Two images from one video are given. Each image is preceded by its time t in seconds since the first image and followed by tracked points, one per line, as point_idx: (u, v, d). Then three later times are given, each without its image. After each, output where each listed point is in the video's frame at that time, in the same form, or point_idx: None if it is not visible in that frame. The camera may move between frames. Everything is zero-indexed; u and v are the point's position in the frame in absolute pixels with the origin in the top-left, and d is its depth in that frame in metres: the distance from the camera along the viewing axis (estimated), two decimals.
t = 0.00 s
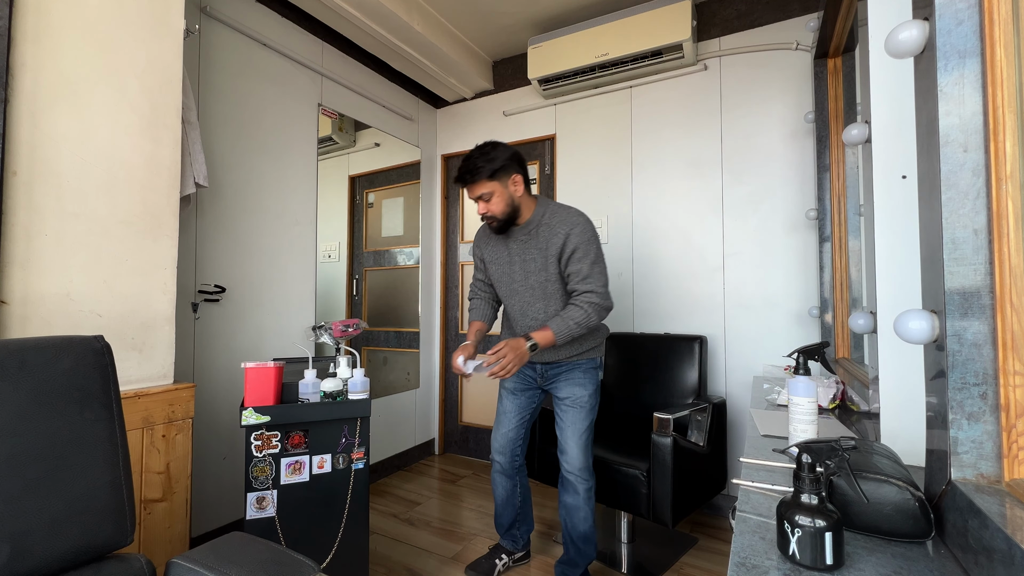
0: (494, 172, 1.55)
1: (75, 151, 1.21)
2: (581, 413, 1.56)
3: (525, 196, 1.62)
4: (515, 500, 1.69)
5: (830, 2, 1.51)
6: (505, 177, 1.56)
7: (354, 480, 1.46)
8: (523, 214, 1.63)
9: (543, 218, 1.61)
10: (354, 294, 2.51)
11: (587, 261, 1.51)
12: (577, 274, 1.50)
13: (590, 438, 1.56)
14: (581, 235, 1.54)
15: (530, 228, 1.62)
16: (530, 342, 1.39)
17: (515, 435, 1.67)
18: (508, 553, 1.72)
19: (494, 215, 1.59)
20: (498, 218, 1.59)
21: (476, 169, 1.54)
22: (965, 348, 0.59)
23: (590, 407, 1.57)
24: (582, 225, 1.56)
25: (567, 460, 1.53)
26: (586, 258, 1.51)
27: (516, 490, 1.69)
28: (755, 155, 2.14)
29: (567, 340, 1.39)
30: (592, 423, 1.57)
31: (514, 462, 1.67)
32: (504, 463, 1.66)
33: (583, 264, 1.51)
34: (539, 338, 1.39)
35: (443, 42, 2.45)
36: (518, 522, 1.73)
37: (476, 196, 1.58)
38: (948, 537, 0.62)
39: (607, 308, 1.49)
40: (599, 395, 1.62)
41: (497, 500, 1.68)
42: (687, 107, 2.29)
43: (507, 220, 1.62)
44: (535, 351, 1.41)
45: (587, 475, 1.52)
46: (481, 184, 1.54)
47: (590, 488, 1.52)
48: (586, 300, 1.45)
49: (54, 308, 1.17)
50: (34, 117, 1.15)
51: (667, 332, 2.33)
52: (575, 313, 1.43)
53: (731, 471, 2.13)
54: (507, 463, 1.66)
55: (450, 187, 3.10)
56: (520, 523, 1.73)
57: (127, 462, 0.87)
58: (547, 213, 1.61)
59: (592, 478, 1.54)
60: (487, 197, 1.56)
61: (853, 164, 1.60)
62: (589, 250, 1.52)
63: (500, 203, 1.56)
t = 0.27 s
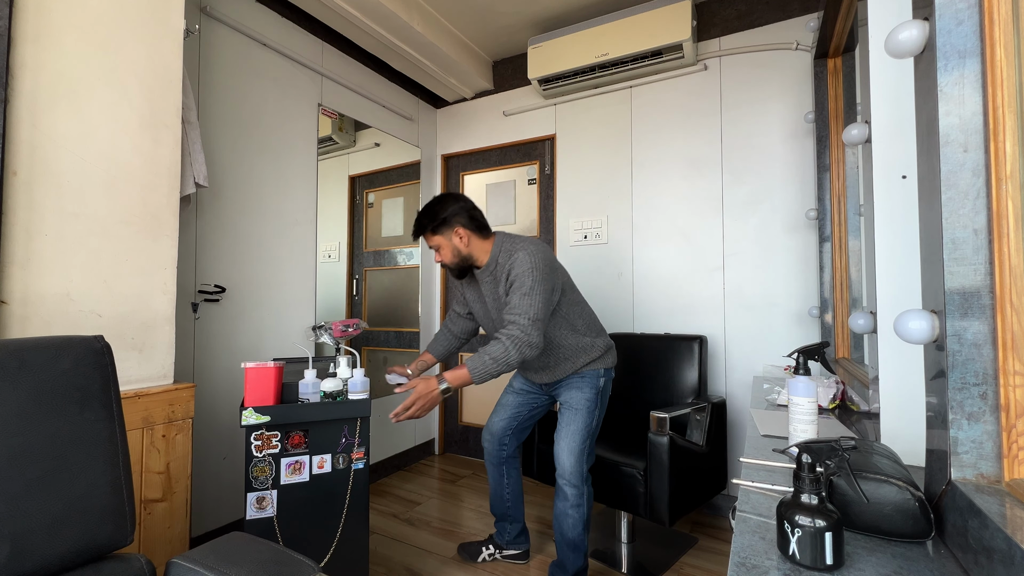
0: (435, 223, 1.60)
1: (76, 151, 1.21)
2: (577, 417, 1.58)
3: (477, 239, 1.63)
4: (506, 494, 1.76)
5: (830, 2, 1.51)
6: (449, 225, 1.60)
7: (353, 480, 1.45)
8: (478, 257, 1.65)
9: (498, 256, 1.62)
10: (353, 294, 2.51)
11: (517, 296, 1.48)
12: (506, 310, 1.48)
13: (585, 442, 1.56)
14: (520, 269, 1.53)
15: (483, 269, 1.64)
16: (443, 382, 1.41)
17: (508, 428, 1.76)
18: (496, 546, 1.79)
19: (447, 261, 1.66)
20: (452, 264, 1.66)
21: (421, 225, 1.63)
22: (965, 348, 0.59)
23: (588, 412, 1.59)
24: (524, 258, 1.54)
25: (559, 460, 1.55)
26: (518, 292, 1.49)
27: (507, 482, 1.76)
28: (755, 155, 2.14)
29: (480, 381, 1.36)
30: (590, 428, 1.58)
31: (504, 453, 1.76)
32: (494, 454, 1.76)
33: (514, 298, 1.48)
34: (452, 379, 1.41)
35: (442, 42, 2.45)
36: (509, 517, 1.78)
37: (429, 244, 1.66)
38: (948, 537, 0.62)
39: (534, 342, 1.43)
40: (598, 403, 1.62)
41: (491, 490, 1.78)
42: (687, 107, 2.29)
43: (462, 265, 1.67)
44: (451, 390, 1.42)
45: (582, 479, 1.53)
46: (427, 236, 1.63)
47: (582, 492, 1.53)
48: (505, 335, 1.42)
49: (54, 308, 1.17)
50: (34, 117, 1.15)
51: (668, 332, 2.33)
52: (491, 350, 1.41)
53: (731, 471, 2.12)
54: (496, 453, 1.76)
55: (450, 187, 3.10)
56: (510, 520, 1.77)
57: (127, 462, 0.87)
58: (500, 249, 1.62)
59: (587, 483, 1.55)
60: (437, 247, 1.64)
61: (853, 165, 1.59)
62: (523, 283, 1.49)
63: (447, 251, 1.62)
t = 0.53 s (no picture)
0: (425, 266, 1.63)
1: (76, 151, 1.21)
2: (576, 426, 1.59)
3: (464, 277, 1.68)
4: (503, 492, 1.75)
5: (830, 2, 1.52)
6: (438, 266, 1.63)
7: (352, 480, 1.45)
8: (466, 293, 1.71)
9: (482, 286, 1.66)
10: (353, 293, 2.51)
11: (492, 316, 1.52)
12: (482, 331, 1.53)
13: (576, 449, 1.57)
14: (494, 291, 1.56)
15: (473, 304, 1.69)
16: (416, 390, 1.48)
17: (510, 426, 1.77)
18: (496, 546, 1.79)
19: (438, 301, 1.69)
20: (442, 304, 1.69)
21: (409, 269, 1.64)
22: (965, 348, 0.59)
23: (587, 423, 1.60)
24: (498, 281, 1.58)
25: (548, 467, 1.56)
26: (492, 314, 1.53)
27: (504, 481, 1.76)
28: (755, 155, 2.14)
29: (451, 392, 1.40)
30: (586, 438, 1.58)
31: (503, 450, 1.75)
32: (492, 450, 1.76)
33: (489, 319, 1.53)
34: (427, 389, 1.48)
35: (442, 42, 2.45)
36: (505, 518, 1.77)
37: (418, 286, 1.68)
38: (948, 538, 0.62)
39: (509, 358, 1.47)
40: (600, 415, 1.62)
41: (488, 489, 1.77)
42: (687, 107, 2.29)
43: (451, 303, 1.71)
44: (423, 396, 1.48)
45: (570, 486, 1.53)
46: (416, 279, 1.65)
47: (570, 498, 1.53)
48: (479, 352, 1.46)
49: (54, 308, 1.17)
50: (35, 117, 1.15)
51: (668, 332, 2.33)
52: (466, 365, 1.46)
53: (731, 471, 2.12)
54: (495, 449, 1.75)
55: (450, 187, 3.10)
56: (506, 520, 1.77)
57: (127, 461, 0.87)
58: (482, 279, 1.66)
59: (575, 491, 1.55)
60: (427, 289, 1.66)
61: (853, 165, 1.59)
62: (496, 304, 1.54)
63: (438, 292, 1.65)
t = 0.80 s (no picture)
0: (449, 276, 1.68)
1: (76, 152, 1.21)
2: (571, 437, 1.62)
3: (482, 292, 1.76)
4: (497, 485, 1.78)
5: (830, 2, 1.52)
6: (461, 277, 1.69)
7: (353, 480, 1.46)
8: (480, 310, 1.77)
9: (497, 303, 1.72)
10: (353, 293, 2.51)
11: (499, 339, 1.57)
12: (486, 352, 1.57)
13: (566, 456, 1.58)
14: (504, 315, 1.61)
15: (487, 320, 1.74)
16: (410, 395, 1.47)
17: (505, 425, 1.84)
18: (496, 546, 1.79)
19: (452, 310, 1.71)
20: (457, 315, 1.73)
21: (432, 276, 1.68)
22: (965, 348, 0.59)
23: (581, 436, 1.63)
24: (510, 305, 1.63)
25: (538, 471, 1.57)
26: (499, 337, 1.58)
27: (498, 474, 1.80)
28: (755, 155, 2.14)
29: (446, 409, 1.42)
30: (581, 448, 1.61)
31: (496, 443, 1.81)
32: (485, 444, 1.82)
33: (495, 342, 1.57)
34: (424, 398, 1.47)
35: (442, 42, 2.45)
36: (501, 514, 1.78)
37: (436, 296, 1.71)
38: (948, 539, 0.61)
39: (509, 381, 1.50)
40: (596, 432, 1.65)
41: (483, 485, 1.81)
42: (688, 107, 2.29)
43: (464, 317, 1.75)
44: (419, 406, 1.46)
45: (559, 489, 1.53)
46: (438, 287, 1.69)
47: (559, 501, 1.53)
48: (481, 372, 1.49)
49: (54, 308, 1.17)
50: (35, 117, 1.15)
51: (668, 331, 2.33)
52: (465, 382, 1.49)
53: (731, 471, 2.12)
54: (488, 442, 1.82)
55: (450, 187, 3.10)
56: (502, 518, 1.78)
57: (128, 461, 0.87)
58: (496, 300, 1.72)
59: (565, 496, 1.53)
60: (446, 298, 1.70)
61: (853, 165, 1.59)
62: (503, 328, 1.58)
63: (457, 302, 1.70)
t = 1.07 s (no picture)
0: (473, 276, 1.71)
1: (77, 152, 1.21)
2: (569, 439, 1.63)
3: (501, 295, 1.80)
4: (496, 483, 1.79)
5: (830, 2, 1.52)
6: (483, 278, 1.73)
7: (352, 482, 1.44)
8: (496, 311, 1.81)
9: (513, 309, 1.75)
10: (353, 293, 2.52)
11: (508, 343, 1.59)
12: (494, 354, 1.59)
13: (563, 453, 1.58)
14: (517, 321, 1.64)
15: (502, 322, 1.78)
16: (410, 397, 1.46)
17: (504, 426, 1.86)
18: (496, 546, 1.80)
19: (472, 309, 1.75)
20: (475, 313, 1.76)
21: (456, 273, 1.71)
22: (965, 348, 0.59)
23: (579, 439, 1.63)
24: (524, 312, 1.65)
25: (535, 467, 1.57)
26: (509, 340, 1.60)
27: (496, 473, 1.81)
28: (755, 155, 2.14)
29: (445, 409, 1.43)
30: (579, 448, 1.61)
31: (494, 442, 1.84)
32: (483, 443, 1.84)
33: (504, 345, 1.59)
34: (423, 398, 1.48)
35: (442, 42, 2.45)
36: (501, 512, 1.79)
37: (456, 293, 1.73)
38: (948, 540, 0.61)
39: (512, 385, 1.52)
40: (595, 438, 1.66)
41: (480, 482, 1.83)
42: (688, 107, 2.29)
43: (481, 316, 1.78)
44: (418, 407, 1.47)
45: (556, 484, 1.53)
46: (460, 285, 1.71)
47: (556, 496, 1.53)
48: (485, 372, 1.52)
49: (54, 308, 1.17)
50: (35, 116, 1.15)
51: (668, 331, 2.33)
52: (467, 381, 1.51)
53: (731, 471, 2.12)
54: (486, 440, 1.84)
55: (450, 187, 3.10)
56: (501, 516, 1.78)
57: (127, 461, 0.87)
58: (513, 304, 1.75)
59: (562, 490, 1.53)
60: (466, 296, 1.72)
61: (853, 165, 1.59)
62: (515, 332, 1.61)
63: (477, 301, 1.73)
